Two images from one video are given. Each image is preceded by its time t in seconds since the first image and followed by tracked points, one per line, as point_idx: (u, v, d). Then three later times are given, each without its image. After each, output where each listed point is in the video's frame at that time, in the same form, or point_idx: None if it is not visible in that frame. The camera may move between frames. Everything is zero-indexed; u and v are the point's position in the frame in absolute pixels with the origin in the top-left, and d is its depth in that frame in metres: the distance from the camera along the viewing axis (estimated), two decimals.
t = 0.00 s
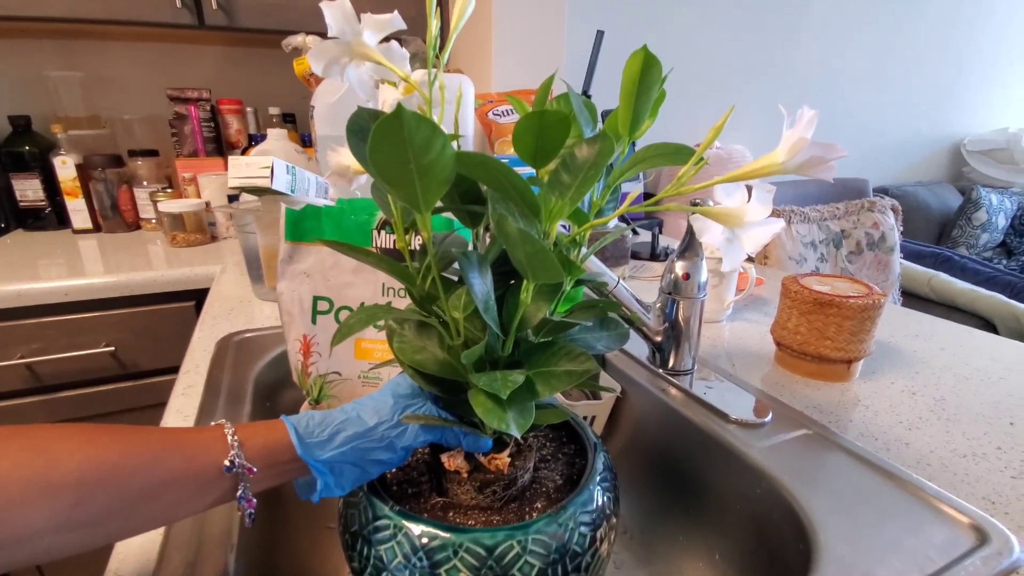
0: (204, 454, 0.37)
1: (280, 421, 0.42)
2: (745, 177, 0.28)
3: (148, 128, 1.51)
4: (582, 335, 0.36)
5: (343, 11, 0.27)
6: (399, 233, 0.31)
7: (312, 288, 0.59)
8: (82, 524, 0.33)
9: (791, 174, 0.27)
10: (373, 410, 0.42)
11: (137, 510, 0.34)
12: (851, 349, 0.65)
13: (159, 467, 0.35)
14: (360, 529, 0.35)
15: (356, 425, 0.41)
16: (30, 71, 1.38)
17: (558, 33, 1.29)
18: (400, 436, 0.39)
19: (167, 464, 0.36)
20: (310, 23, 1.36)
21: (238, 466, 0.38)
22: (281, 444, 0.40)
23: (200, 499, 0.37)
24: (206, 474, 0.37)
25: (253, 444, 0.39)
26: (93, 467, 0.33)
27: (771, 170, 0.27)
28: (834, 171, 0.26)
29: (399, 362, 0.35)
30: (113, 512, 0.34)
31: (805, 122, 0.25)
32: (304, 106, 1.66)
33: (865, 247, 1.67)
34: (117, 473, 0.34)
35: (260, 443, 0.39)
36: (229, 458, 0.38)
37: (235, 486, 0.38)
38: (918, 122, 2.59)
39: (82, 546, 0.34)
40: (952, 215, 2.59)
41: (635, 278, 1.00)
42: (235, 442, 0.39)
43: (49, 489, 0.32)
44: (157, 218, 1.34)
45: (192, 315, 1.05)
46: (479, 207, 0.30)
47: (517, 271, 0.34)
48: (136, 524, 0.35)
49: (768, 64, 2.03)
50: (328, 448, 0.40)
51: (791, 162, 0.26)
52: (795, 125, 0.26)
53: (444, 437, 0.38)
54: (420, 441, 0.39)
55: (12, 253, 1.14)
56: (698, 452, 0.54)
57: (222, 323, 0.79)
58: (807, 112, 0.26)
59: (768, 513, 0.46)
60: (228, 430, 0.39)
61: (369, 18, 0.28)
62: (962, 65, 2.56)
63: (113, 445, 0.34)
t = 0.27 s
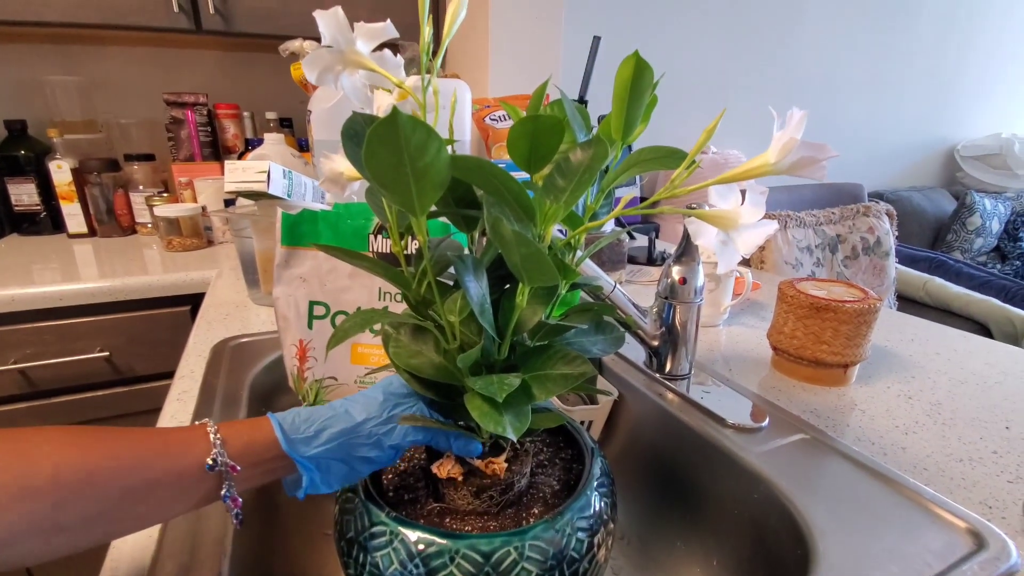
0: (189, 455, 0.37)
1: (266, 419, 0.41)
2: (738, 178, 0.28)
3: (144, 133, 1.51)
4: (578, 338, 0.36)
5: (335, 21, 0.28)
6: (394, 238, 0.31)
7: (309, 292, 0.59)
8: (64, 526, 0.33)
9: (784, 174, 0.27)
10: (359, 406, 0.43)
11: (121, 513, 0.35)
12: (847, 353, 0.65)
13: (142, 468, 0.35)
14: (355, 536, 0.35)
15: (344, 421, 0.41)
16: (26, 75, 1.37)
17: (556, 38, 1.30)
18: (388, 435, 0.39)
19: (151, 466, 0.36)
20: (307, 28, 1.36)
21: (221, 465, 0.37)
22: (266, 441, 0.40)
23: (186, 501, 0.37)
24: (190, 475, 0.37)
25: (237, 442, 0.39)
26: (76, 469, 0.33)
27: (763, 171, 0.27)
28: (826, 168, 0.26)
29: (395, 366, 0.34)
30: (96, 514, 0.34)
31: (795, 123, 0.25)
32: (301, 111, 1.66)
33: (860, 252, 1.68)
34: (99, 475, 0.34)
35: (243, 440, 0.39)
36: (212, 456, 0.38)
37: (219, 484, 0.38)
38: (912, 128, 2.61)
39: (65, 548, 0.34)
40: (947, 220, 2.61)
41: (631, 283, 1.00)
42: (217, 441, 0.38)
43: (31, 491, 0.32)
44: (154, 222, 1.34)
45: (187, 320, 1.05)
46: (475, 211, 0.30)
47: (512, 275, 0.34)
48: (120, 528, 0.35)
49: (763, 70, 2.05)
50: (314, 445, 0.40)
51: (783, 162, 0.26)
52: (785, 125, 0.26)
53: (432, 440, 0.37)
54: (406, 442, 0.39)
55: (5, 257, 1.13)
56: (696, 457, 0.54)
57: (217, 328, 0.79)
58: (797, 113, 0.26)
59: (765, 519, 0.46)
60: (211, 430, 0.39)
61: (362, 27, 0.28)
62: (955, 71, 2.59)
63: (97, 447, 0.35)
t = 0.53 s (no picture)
0: (173, 443, 0.40)
1: (251, 408, 0.44)
2: (731, 177, 0.28)
3: (142, 136, 1.51)
4: (576, 340, 0.36)
5: (333, 23, 0.27)
6: (391, 240, 0.31)
7: (306, 295, 0.59)
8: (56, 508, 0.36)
9: (775, 173, 0.27)
10: (346, 397, 0.45)
11: (112, 493, 0.37)
12: (845, 356, 0.65)
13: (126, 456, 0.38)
14: (353, 539, 0.34)
15: (328, 414, 0.43)
16: (24, 78, 1.37)
17: (554, 42, 1.30)
18: (369, 430, 0.42)
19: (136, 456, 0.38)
20: (305, 31, 1.37)
21: (205, 451, 0.40)
22: (249, 430, 0.42)
23: (172, 487, 0.40)
24: (175, 461, 0.39)
25: (221, 430, 0.41)
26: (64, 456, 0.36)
27: (754, 169, 0.27)
28: (816, 167, 0.26)
29: (392, 369, 0.34)
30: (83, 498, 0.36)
31: (786, 121, 0.25)
32: (300, 114, 1.67)
33: (857, 255, 1.68)
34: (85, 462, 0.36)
35: (226, 430, 0.41)
36: (196, 443, 0.40)
37: (202, 470, 0.41)
38: (908, 132, 2.62)
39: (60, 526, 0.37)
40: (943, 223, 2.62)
41: (629, 286, 1.00)
42: (202, 429, 0.41)
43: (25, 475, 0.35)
44: (151, 225, 1.34)
45: (184, 323, 1.04)
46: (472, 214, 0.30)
47: (509, 277, 0.34)
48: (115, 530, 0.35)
49: (760, 74, 2.06)
50: (298, 434, 0.43)
51: (774, 160, 0.26)
52: (776, 125, 0.26)
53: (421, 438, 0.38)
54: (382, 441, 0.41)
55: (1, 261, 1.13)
56: (695, 460, 0.54)
57: (214, 331, 0.79)
58: (787, 112, 0.26)
59: (764, 522, 0.46)
60: (197, 418, 0.42)
61: (358, 31, 0.28)
62: (950, 76, 2.60)
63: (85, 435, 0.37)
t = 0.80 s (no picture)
0: (202, 436, 0.41)
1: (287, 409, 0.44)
2: (735, 182, 0.28)
3: (141, 138, 1.51)
4: (578, 344, 0.36)
5: (336, 28, 0.28)
6: (396, 242, 0.31)
7: (305, 297, 0.59)
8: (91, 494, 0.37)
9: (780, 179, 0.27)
10: (374, 408, 0.43)
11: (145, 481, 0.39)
12: (844, 358, 0.66)
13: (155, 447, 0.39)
14: (351, 542, 0.34)
15: (353, 423, 0.42)
16: (23, 80, 1.37)
17: (552, 44, 1.30)
18: (389, 444, 0.39)
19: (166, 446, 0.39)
20: (304, 33, 1.37)
21: (238, 448, 0.41)
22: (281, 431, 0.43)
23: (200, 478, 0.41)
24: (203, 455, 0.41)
25: (255, 428, 0.42)
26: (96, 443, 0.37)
27: (759, 175, 0.27)
28: (820, 173, 0.26)
29: (395, 370, 0.34)
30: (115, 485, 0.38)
31: (791, 128, 0.25)
32: (298, 116, 1.66)
33: (856, 257, 1.68)
34: (117, 450, 0.38)
35: (262, 425, 0.42)
36: (231, 440, 0.41)
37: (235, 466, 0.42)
38: (905, 134, 2.63)
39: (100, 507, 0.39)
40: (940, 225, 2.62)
41: (628, 288, 1.01)
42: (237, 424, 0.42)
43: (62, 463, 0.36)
44: (149, 227, 1.33)
45: (182, 325, 1.04)
46: (475, 216, 0.30)
47: (511, 280, 0.34)
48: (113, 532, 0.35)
49: (758, 76, 2.06)
50: (322, 442, 0.41)
51: (778, 166, 0.26)
52: (781, 131, 0.26)
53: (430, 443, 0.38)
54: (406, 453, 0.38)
55: None
56: (694, 463, 0.54)
57: (213, 333, 0.79)
58: (792, 118, 0.26)
59: (763, 523, 0.46)
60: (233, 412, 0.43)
61: (363, 34, 0.29)
62: (947, 78, 2.61)
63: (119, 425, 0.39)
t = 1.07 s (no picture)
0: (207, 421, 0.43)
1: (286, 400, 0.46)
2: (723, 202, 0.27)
3: (139, 139, 1.50)
4: (576, 351, 0.36)
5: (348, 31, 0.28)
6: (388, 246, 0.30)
7: (304, 299, 0.59)
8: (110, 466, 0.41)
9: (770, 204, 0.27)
10: (374, 406, 0.43)
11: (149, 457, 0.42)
12: (842, 359, 0.66)
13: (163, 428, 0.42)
14: (350, 544, 0.34)
15: (348, 422, 0.42)
16: (21, 81, 1.37)
17: (551, 45, 1.30)
18: (383, 445, 0.39)
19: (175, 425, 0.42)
20: (302, 35, 1.37)
21: (234, 435, 0.43)
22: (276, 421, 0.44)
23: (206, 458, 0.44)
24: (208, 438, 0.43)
25: (252, 416, 0.44)
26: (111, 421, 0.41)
27: (750, 197, 0.26)
28: (808, 203, 0.26)
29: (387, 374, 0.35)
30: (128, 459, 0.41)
31: (787, 152, 0.25)
32: (297, 117, 1.66)
33: (854, 258, 1.69)
34: (130, 430, 0.41)
35: (259, 412, 0.44)
36: (229, 426, 0.43)
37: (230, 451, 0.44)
38: (902, 136, 2.63)
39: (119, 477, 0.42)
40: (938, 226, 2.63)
41: (627, 289, 1.01)
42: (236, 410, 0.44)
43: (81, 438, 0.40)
44: (147, 229, 1.33)
45: (181, 326, 1.04)
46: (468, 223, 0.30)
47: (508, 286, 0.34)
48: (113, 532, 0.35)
49: (757, 77, 2.06)
50: (318, 437, 0.42)
51: (769, 191, 0.26)
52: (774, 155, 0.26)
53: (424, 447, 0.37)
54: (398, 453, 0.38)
55: None
56: (694, 464, 0.54)
57: (211, 334, 0.78)
58: (787, 143, 0.26)
59: (762, 524, 0.46)
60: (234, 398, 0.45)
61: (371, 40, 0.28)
62: (945, 80, 2.62)
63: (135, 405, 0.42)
